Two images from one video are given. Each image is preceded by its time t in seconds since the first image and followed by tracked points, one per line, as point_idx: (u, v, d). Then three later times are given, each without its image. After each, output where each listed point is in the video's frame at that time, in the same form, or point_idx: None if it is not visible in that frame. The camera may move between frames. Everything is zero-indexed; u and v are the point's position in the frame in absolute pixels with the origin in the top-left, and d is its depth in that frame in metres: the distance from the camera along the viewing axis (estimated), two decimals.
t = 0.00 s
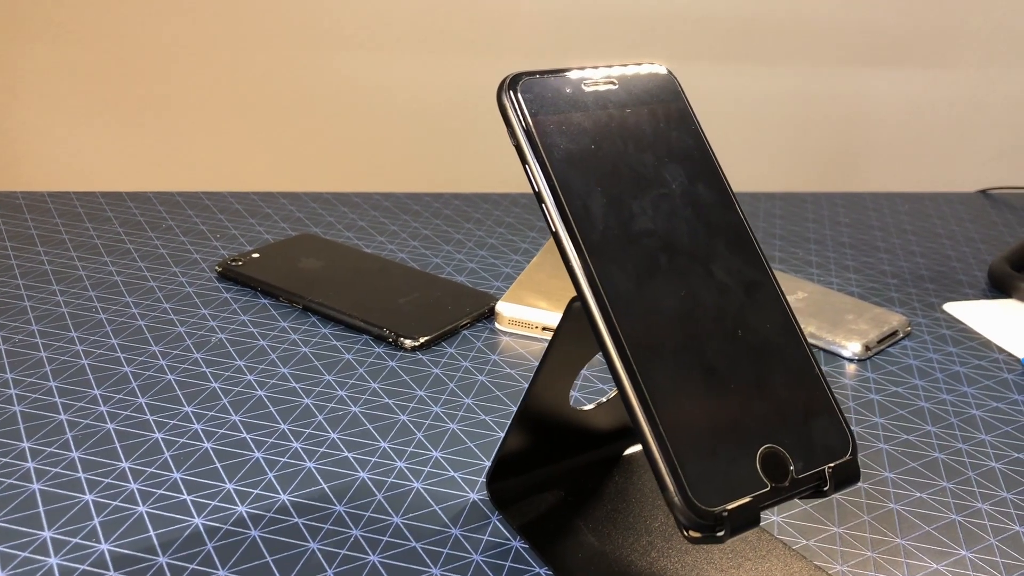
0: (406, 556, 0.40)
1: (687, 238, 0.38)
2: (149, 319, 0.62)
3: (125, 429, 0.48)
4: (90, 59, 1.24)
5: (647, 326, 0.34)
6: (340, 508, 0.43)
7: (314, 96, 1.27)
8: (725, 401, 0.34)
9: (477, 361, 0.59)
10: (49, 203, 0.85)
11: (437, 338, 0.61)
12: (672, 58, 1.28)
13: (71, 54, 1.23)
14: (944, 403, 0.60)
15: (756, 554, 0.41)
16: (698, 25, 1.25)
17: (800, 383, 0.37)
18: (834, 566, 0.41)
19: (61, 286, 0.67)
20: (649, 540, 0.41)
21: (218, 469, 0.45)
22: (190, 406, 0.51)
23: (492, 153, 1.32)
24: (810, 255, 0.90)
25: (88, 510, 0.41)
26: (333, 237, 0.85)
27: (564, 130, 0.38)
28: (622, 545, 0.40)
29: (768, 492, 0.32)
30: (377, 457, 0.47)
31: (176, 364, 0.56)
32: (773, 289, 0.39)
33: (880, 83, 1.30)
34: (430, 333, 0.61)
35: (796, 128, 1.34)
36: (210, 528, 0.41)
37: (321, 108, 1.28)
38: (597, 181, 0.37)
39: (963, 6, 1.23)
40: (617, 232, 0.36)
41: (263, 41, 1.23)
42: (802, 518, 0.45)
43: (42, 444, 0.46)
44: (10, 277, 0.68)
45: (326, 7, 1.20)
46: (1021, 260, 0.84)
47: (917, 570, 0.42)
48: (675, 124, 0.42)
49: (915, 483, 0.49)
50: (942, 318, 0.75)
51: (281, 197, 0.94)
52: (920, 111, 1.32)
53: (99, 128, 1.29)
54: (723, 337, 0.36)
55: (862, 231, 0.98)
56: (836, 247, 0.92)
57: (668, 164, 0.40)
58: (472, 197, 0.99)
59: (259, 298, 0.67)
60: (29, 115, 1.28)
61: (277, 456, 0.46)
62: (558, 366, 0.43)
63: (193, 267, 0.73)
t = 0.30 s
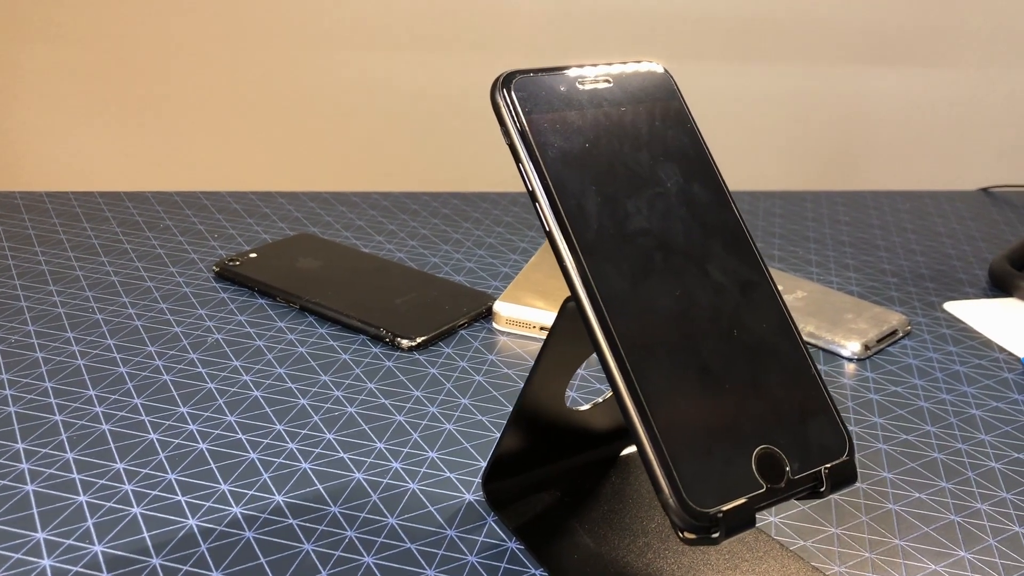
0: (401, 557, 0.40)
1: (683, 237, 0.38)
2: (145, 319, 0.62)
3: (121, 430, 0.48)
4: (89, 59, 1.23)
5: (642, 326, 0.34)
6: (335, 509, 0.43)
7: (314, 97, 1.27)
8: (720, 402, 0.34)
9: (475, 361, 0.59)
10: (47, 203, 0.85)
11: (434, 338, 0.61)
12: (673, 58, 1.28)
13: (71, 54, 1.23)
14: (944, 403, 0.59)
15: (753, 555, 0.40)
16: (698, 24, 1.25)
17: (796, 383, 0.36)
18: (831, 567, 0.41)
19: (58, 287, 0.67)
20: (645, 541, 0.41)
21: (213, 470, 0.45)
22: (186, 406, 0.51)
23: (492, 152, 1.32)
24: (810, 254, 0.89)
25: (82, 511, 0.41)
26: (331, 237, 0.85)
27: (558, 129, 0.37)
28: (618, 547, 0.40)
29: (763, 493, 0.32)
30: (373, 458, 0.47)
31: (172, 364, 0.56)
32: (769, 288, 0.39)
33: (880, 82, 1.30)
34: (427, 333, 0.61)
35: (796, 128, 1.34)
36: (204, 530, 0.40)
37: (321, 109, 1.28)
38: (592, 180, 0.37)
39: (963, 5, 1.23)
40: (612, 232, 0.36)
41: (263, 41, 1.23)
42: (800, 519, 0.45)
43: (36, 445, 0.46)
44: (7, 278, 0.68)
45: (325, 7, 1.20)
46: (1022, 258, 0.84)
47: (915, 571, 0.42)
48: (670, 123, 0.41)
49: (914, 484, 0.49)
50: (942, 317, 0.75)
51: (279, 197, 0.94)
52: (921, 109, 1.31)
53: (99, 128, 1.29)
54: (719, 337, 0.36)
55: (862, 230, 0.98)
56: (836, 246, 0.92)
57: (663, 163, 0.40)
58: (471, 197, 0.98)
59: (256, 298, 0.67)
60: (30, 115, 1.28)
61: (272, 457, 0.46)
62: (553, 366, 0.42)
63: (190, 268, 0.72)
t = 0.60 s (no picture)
0: (402, 557, 0.40)
1: (684, 236, 0.38)
2: (146, 319, 0.62)
3: (121, 429, 0.48)
4: (91, 60, 1.23)
5: (643, 325, 0.34)
6: (336, 509, 0.42)
7: (316, 95, 1.27)
8: (721, 402, 0.34)
9: (476, 360, 0.59)
10: (49, 203, 0.85)
11: (435, 338, 0.61)
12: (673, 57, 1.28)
13: (74, 55, 1.23)
14: (948, 402, 0.59)
15: (756, 556, 0.40)
16: (701, 22, 1.25)
17: (798, 383, 0.36)
18: (835, 568, 0.41)
19: (59, 286, 0.66)
20: (647, 542, 0.40)
21: (213, 470, 0.45)
22: (187, 406, 0.50)
23: (494, 151, 1.32)
24: (813, 252, 0.89)
25: (82, 511, 0.41)
26: (333, 236, 0.84)
27: (559, 126, 0.37)
28: (620, 547, 0.40)
29: (765, 493, 0.32)
30: (373, 458, 0.47)
31: (172, 364, 0.55)
32: (772, 287, 0.38)
33: (883, 80, 1.29)
34: (428, 333, 0.60)
35: (799, 126, 1.33)
36: (204, 530, 0.40)
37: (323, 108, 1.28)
38: (593, 178, 0.37)
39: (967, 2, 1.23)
40: (613, 230, 0.36)
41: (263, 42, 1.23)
42: (803, 518, 0.44)
43: (36, 445, 0.46)
44: (8, 278, 0.68)
45: (326, 7, 1.20)
46: None
47: (920, 572, 0.41)
48: (672, 121, 0.41)
49: (918, 484, 0.49)
50: (946, 316, 0.75)
51: (281, 196, 0.94)
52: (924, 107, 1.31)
53: (101, 128, 1.29)
54: (720, 336, 0.36)
55: (865, 228, 0.97)
56: (840, 244, 0.92)
57: (665, 161, 0.39)
58: (473, 196, 0.98)
59: (257, 298, 0.67)
60: (32, 115, 1.28)
61: (272, 457, 0.46)
62: (554, 366, 0.42)
63: (191, 267, 0.72)
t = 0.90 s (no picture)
0: (399, 557, 0.39)
1: (683, 232, 0.37)
2: (144, 317, 0.62)
3: (118, 428, 0.47)
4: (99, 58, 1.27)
5: (642, 322, 0.34)
6: (333, 508, 0.42)
7: (318, 89, 1.30)
8: (721, 400, 0.33)
9: (476, 358, 0.59)
10: (48, 201, 0.85)
11: (435, 335, 0.60)
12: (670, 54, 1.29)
13: (80, 53, 1.27)
14: (951, 400, 0.59)
15: (756, 555, 0.40)
16: (701, 18, 1.26)
17: (798, 381, 0.36)
18: (837, 567, 0.40)
19: (58, 284, 0.66)
20: (647, 540, 0.40)
21: (210, 468, 0.44)
22: (184, 404, 0.50)
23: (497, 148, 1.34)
24: (816, 249, 0.88)
25: (77, 510, 0.41)
26: (333, 233, 0.84)
27: (558, 122, 0.37)
28: (619, 546, 0.40)
29: (766, 492, 0.31)
30: (371, 456, 0.46)
31: (171, 362, 0.55)
32: (772, 284, 0.38)
33: (883, 76, 1.29)
34: (428, 330, 0.60)
35: (798, 122, 1.34)
36: (200, 528, 0.40)
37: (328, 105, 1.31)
38: (591, 174, 0.36)
39: None
40: (612, 226, 0.35)
41: (267, 42, 1.26)
42: (804, 517, 0.44)
43: (33, 444, 0.46)
44: (7, 275, 0.68)
45: (332, 7, 1.23)
46: None
47: (922, 571, 0.41)
48: (672, 116, 0.41)
49: (921, 482, 0.48)
50: (950, 313, 0.74)
51: (281, 194, 0.94)
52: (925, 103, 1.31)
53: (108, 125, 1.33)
54: (719, 334, 0.35)
55: (868, 225, 0.97)
56: (842, 241, 0.91)
57: (664, 157, 0.39)
58: (474, 193, 0.98)
59: (256, 295, 0.66)
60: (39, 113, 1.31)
61: (270, 455, 0.46)
62: (552, 363, 0.42)
63: (191, 265, 0.72)
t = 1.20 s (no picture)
0: (392, 557, 0.39)
1: (677, 230, 0.37)
2: (141, 315, 0.62)
3: (112, 428, 0.47)
4: (103, 57, 1.30)
5: (635, 321, 0.33)
6: (327, 508, 0.42)
7: (321, 85, 1.32)
8: (715, 399, 0.33)
9: (473, 357, 0.58)
10: (47, 200, 0.85)
11: (432, 334, 0.60)
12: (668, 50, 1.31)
13: (86, 52, 1.29)
14: (951, 399, 0.58)
15: (752, 555, 0.39)
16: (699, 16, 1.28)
17: (794, 379, 0.35)
18: (833, 567, 0.40)
19: (55, 283, 0.66)
20: (642, 540, 0.40)
21: (204, 468, 0.44)
22: (179, 404, 0.50)
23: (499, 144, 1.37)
24: (817, 247, 0.88)
25: (70, 511, 0.40)
26: (331, 232, 0.84)
27: (551, 119, 0.37)
28: (614, 546, 0.39)
29: (760, 492, 0.31)
30: (366, 456, 0.46)
31: (167, 361, 0.55)
32: (767, 282, 0.38)
33: (877, 73, 1.31)
34: (425, 329, 0.60)
35: (796, 116, 1.35)
36: (193, 529, 0.40)
37: (332, 100, 1.33)
38: (584, 171, 0.36)
39: None
40: (605, 224, 0.35)
41: (270, 40, 1.29)
42: (801, 518, 0.44)
43: (27, 444, 0.45)
44: (4, 274, 0.68)
45: (337, 5, 1.26)
46: None
47: (920, 572, 0.41)
48: (667, 113, 0.40)
49: (920, 482, 0.48)
50: (951, 312, 0.74)
51: (280, 193, 0.93)
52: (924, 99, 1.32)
53: (113, 123, 1.35)
54: (714, 332, 0.35)
55: (869, 223, 0.96)
56: (843, 240, 0.91)
57: (659, 154, 0.39)
58: (473, 191, 0.98)
59: (253, 294, 0.66)
60: (45, 110, 1.34)
61: (264, 454, 0.46)
62: (546, 362, 0.42)
63: (188, 263, 0.72)
